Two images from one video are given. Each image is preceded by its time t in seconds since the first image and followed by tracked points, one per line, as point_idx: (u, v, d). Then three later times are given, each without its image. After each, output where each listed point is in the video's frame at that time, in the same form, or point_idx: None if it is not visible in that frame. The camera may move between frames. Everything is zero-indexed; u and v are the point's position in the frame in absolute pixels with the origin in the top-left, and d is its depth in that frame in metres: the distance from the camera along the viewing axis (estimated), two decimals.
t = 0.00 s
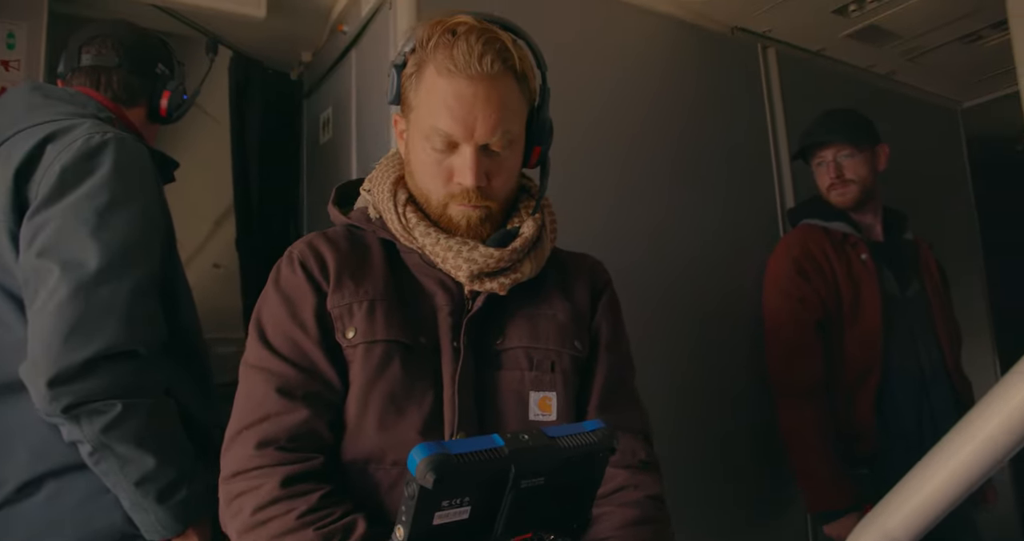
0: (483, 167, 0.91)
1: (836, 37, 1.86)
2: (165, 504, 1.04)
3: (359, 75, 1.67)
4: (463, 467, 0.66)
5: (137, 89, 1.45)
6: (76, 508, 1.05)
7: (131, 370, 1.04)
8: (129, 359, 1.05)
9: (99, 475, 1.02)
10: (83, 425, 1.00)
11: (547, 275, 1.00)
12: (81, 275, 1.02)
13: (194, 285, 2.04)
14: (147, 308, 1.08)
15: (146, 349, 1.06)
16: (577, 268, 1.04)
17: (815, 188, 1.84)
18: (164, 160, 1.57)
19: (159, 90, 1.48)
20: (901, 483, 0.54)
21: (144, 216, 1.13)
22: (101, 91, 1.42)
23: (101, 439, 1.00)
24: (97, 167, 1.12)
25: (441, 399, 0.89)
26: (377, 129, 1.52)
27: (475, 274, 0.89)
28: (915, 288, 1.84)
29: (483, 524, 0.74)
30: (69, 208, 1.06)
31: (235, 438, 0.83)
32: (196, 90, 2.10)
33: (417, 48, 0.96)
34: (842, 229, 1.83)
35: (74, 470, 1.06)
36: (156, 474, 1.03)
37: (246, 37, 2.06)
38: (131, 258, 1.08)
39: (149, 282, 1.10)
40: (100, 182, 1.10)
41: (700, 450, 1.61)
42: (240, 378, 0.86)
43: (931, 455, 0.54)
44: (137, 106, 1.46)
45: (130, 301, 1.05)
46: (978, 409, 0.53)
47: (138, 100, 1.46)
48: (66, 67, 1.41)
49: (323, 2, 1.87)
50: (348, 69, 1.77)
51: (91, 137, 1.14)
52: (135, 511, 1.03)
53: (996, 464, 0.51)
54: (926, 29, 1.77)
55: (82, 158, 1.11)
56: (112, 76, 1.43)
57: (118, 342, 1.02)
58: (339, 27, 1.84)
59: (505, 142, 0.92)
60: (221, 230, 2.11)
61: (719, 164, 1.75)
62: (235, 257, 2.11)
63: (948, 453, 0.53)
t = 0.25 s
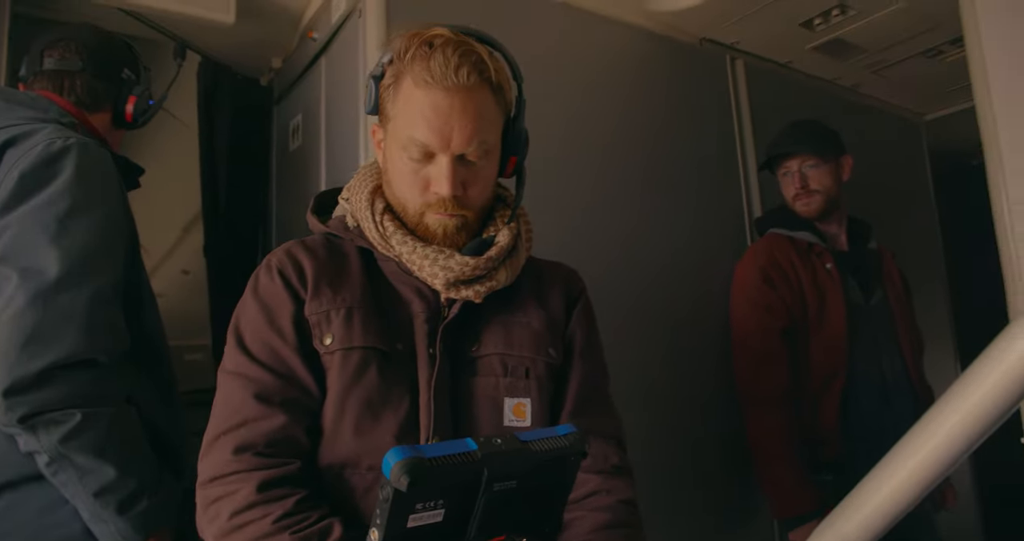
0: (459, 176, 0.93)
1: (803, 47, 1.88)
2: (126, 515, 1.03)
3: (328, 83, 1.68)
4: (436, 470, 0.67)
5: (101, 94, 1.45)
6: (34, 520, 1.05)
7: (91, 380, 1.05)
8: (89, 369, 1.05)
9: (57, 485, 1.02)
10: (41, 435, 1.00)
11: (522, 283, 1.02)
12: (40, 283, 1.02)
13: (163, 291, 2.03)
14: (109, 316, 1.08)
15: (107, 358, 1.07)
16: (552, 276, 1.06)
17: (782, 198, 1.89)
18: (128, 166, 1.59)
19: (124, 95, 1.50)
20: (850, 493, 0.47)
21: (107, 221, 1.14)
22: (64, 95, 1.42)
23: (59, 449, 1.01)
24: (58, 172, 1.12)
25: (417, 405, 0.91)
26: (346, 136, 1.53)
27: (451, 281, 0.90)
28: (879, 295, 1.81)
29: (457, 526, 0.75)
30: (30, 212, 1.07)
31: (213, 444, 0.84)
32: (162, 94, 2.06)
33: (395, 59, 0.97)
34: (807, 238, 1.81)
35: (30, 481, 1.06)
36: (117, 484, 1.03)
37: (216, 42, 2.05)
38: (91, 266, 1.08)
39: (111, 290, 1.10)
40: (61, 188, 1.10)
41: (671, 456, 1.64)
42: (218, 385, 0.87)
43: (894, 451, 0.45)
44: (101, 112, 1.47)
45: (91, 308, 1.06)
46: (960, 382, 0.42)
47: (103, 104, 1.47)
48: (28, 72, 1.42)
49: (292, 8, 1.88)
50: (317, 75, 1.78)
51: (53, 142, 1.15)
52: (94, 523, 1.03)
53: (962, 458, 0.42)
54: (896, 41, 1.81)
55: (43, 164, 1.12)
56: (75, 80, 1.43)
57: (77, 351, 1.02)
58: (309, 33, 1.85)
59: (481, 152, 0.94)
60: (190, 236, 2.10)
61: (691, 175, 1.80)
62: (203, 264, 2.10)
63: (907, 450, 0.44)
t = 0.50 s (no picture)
0: (448, 178, 0.95)
1: (786, 55, 1.92)
2: (100, 513, 1.06)
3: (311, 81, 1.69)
4: (419, 467, 0.69)
5: (80, 90, 1.47)
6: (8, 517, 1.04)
7: (65, 377, 1.08)
8: (64, 366, 1.08)
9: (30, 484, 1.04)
10: (14, 433, 1.03)
11: (509, 284, 1.03)
12: (15, 279, 1.04)
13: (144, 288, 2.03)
14: (84, 313, 1.10)
15: (82, 355, 1.10)
16: (539, 277, 1.08)
17: (762, 203, 1.92)
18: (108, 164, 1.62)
19: (104, 91, 1.51)
20: (848, 464, 0.47)
21: (84, 218, 1.15)
22: (43, 91, 1.43)
23: (32, 447, 1.03)
24: (34, 168, 1.14)
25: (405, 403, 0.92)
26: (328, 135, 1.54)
27: (439, 281, 0.92)
28: (856, 301, 1.85)
29: (442, 520, 0.77)
30: (6, 208, 1.09)
31: (203, 437, 0.85)
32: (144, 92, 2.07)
33: (387, 63, 0.99)
34: (787, 243, 1.86)
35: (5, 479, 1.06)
36: (91, 483, 1.06)
37: (199, 40, 2.07)
38: (66, 264, 1.10)
39: (88, 286, 1.12)
40: (37, 183, 1.12)
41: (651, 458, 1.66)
42: (209, 380, 0.88)
43: (891, 423, 0.45)
44: (80, 107, 1.48)
45: (67, 305, 1.08)
46: (953, 357, 0.42)
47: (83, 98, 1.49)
48: (7, 66, 1.44)
49: (277, 5, 1.88)
50: (301, 73, 1.79)
51: (30, 138, 1.17)
52: (68, 521, 1.05)
53: (952, 435, 0.42)
54: (872, 49, 1.85)
55: (20, 159, 1.14)
56: (54, 76, 1.45)
57: (52, 348, 1.05)
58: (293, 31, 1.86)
59: (470, 154, 0.96)
60: (172, 233, 2.10)
61: (674, 178, 1.82)
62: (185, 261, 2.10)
63: (903, 426, 0.44)
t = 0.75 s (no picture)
0: (439, 183, 0.97)
1: (769, 61, 1.96)
2: (79, 518, 1.07)
3: (296, 84, 1.71)
4: (408, 467, 0.71)
5: (63, 91, 1.49)
6: None
7: (46, 382, 1.09)
8: (45, 371, 1.09)
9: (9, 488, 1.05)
10: None
11: (499, 288, 1.05)
12: None
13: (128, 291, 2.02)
14: (66, 315, 1.12)
15: (62, 359, 1.11)
16: (528, 280, 1.09)
17: (745, 207, 1.93)
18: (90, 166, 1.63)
19: (87, 93, 1.52)
20: (828, 464, 0.48)
21: (64, 220, 1.18)
22: (24, 92, 1.44)
23: (12, 452, 1.04)
24: (15, 170, 1.17)
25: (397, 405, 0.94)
26: (313, 139, 1.55)
27: (430, 284, 0.94)
28: (839, 305, 1.91)
29: (432, 518, 0.78)
30: None
31: (198, 438, 0.86)
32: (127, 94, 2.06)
33: (378, 69, 1.01)
34: (770, 247, 1.89)
35: None
36: (71, 487, 1.07)
37: (185, 42, 2.07)
38: (47, 266, 1.12)
39: (70, 289, 1.14)
40: (18, 185, 1.15)
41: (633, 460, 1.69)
42: (204, 382, 0.90)
43: (871, 423, 0.46)
44: (62, 109, 1.49)
45: (47, 308, 1.09)
46: (935, 355, 0.43)
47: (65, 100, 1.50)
48: None
49: (263, 9, 1.89)
50: (285, 77, 1.80)
51: (10, 140, 1.19)
52: (46, 527, 1.06)
53: (933, 433, 0.43)
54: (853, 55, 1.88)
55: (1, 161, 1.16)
56: (35, 77, 1.46)
57: (31, 352, 1.06)
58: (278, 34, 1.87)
59: (461, 159, 0.98)
60: (156, 236, 2.09)
61: (659, 183, 1.84)
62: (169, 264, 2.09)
63: (885, 424, 0.45)
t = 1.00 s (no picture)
0: (435, 185, 0.98)
1: (758, 66, 1.98)
2: (63, 520, 1.07)
3: (286, 86, 1.72)
4: (405, 464, 0.72)
5: (51, 90, 1.50)
6: None
7: (29, 384, 1.11)
8: (30, 372, 1.12)
9: None
10: None
11: (493, 289, 1.07)
12: None
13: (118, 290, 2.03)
14: (52, 315, 1.14)
15: (46, 359, 1.13)
16: (521, 282, 1.11)
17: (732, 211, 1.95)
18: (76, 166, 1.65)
19: (74, 93, 1.54)
20: (814, 465, 0.50)
21: (51, 219, 1.19)
22: (12, 92, 1.45)
23: None
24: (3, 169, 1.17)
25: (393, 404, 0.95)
26: (303, 141, 1.57)
27: (426, 285, 0.96)
28: (827, 308, 1.84)
29: (428, 515, 0.80)
30: None
31: (197, 436, 0.87)
32: (116, 93, 2.08)
33: (375, 74, 1.02)
34: (757, 251, 1.89)
35: None
36: (56, 489, 1.08)
37: (176, 43, 2.08)
38: (32, 267, 1.13)
39: (56, 290, 1.15)
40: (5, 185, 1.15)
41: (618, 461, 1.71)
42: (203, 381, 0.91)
43: (855, 425, 0.48)
44: (50, 108, 1.51)
45: (33, 308, 1.11)
46: (917, 359, 0.45)
47: (53, 100, 1.51)
48: None
49: (255, 11, 1.91)
50: (275, 79, 1.82)
51: None
52: (31, 528, 1.06)
53: (918, 429, 0.44)
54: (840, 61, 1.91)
55: None
56: (23, 77, 1.46)
57: (18, 351, 1.08)
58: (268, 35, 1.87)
59: (457, 162, 1.00)
60: (145, 235, 2.10)
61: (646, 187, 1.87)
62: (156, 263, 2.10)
63: (868, 426, 0.46)
